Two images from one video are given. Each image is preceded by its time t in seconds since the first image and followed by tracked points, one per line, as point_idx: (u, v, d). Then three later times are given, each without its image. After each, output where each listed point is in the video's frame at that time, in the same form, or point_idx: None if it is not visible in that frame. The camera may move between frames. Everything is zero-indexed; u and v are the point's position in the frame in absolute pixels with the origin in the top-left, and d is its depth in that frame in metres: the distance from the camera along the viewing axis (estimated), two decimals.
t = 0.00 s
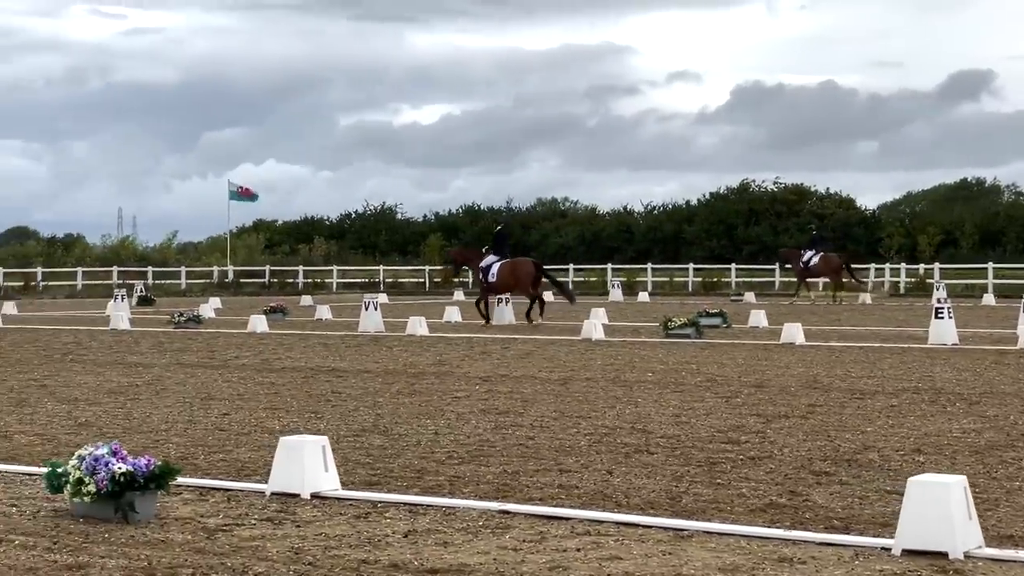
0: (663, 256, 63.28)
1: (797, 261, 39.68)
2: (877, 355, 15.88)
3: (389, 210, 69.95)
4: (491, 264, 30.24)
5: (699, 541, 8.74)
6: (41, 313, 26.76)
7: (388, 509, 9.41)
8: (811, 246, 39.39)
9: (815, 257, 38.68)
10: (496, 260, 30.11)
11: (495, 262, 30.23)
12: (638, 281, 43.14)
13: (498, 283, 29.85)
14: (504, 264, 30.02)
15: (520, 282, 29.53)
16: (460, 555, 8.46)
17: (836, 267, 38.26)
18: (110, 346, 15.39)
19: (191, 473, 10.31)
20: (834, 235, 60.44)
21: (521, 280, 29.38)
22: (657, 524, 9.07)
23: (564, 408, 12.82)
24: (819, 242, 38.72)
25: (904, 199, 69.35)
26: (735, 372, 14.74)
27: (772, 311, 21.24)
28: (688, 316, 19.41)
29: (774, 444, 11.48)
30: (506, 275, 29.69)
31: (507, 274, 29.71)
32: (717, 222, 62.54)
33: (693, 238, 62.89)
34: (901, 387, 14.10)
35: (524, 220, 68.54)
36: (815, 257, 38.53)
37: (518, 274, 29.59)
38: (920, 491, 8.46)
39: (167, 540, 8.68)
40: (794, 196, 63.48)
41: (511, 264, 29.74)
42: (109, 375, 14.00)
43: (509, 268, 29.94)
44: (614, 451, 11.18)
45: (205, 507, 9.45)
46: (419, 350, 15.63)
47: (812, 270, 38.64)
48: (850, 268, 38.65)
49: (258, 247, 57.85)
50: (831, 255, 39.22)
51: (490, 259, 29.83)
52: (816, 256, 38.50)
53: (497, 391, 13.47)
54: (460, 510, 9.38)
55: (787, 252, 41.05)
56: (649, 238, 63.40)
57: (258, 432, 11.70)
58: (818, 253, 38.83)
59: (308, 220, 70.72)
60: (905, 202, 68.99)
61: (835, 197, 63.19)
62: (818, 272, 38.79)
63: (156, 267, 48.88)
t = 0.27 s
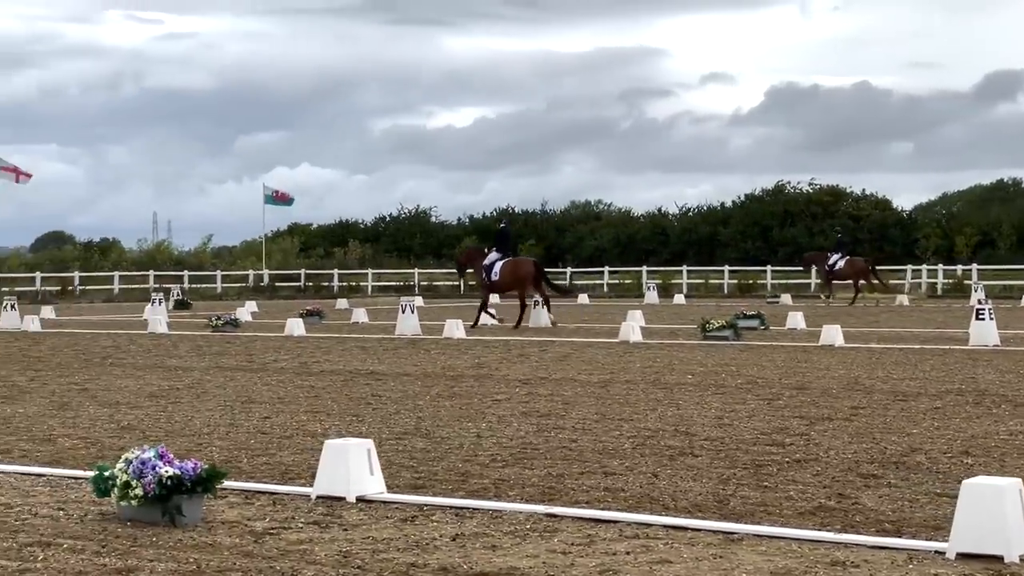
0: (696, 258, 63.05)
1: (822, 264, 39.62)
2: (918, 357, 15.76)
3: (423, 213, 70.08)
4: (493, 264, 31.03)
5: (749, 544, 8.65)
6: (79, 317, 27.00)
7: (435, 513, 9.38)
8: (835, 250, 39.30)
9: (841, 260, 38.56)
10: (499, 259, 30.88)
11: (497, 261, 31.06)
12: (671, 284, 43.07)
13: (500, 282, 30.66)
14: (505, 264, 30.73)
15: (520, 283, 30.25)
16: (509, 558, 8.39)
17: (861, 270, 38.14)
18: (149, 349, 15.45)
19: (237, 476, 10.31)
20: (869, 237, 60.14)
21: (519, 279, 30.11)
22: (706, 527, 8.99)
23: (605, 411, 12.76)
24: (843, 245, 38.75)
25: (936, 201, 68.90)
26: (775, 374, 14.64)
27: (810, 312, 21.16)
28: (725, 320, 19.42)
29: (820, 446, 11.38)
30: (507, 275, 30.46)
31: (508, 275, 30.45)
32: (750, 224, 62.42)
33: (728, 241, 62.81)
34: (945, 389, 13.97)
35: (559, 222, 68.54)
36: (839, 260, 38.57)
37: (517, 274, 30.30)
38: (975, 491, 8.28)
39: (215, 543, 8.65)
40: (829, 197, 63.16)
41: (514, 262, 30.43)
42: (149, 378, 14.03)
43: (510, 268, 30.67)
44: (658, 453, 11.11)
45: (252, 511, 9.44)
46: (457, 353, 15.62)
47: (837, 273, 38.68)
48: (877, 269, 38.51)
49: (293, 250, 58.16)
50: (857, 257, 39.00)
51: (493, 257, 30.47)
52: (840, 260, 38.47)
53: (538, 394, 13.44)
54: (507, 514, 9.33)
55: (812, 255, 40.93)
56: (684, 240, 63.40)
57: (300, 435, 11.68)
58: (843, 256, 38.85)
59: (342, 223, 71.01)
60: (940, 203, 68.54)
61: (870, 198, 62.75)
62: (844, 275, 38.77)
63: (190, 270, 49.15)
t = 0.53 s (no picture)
0: (734, 262, 63.11)
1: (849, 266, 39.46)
2: (961, 360, 15.59)
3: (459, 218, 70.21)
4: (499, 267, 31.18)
5: (805, 550, 8.53)
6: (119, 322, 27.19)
7: (485, 518, 9.32)
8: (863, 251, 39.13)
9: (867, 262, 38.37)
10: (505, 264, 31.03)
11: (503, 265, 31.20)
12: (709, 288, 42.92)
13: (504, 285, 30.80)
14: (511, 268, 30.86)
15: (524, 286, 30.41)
16: (563, 564, 8.30)
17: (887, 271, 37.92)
18: (191, 354, 15.49)
19: (284, 480, 10.29)
20: (907, 240, 59.55)
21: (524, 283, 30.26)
22: (760, 533, 8.88)
23: (650, 415, 12.68)
24: (871, 247, 38.57)
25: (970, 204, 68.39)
26: (819, 378, 14.51)
27: (849, 315, 21.03)
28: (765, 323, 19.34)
29: (869, 451, 11.25)
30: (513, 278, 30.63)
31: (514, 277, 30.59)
32: (787, 227, 62.16)
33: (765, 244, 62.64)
34: (992, 392, 13.79)
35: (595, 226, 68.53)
36: (866, 262, 38.35)
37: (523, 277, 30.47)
38: None
39: (267, 548, 8.60)
40: (866, 201, 62.84)
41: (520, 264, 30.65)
42: (192, 383, 14.04)
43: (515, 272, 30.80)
44: (706, 458, 11.01)
45: (302, 515, 9.41)
46: (497, 357, 15.57)
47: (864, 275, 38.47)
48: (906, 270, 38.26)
49: (329, 255, 58.31)
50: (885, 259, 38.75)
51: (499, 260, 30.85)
52: (867, 261, 38.27)
53: (580, 398, 13.37)
54: (558, 519, 9.26)
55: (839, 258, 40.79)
56: (721, 243, 63.34)
57: (345, 439, 11.64)
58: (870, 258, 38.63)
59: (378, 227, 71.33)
60: (976, 206, 67.98)
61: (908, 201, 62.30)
62: (871, 277, 38.57)
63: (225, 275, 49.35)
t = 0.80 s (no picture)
0: (772, 262, 62.95)
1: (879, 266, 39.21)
2: (1008, 362, 15.41)
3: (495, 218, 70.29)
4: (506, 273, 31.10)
5: (865, 557, 8.40)
6: (158, 323, 27.33)
7: (538, 522, 9.24)
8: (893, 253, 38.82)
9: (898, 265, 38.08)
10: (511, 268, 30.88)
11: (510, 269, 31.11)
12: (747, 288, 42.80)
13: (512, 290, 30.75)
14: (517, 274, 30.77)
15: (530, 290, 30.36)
16: (620, 569, 8.19)
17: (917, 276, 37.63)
18: (233, 356, 15.49)
19: (334, 483, 10.26)
20: (946, 241, 59.26)
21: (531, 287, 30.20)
22: (818, 539, 8.76)
23: (695, 417, 12.57)
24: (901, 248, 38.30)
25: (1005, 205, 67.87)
26: (866, 380, 14.36)
27: (891, 317, 20.87)
28: (807, 325, 19.23)
29: (922, 455, 11.10)
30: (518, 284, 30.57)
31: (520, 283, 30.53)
32: (827, 229, 62.08)
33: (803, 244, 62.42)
34: None
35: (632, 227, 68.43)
36: (896, 264, 38.04)
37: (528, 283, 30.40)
38: None
39: (321, 552, 8.53)
40: (906, 201, 62.54)
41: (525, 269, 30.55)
42: (235, 384, 14.02)
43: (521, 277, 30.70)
44: (757, 461, 10.89)
45: (353, 519, 9.36)
46: (538, 359, 15.50)
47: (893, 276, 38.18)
48: (937, 273, 37.94)
49: (366, 256, 58.33)
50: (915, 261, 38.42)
51: (504, 264, 30.85)
52: (897, 264, 37.98)
53: (625, 401, 13.28)
54: (612, 523, 9.18)
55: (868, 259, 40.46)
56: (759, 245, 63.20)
57: (392, 442, 11.59)
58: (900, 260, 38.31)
59: (416, 229, 71.60)
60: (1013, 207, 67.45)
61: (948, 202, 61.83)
62: (901, 279, 38.32)
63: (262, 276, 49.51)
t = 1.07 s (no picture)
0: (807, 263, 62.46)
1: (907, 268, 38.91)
2: None
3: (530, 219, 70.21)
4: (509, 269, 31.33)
5: (921, 561, 8.28)
6: (193, 322, 27.38)
7: (587, 524, 9.16)
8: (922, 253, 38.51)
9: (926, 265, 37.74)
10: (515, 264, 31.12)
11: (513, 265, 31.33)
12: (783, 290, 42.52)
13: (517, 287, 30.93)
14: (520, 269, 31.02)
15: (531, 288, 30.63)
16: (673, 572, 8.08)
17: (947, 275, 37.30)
18: (273, 356, 15.47)
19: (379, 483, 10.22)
20: (984, 242, 58.88)
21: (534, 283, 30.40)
22: (872, 543, 8.63)
23: (739, 418, 12.47)
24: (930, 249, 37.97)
25: None
26: (909, 382, 14.21)
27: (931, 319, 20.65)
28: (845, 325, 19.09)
29: (972, 458, 10.97)
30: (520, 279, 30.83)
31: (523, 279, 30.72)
32: (863, 229, 61.75)
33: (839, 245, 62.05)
34: None
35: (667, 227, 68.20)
36: (925, 265, 37.69)
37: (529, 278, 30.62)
38: None
39: (371, 553, 8.46)
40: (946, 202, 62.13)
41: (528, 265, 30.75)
42: (275, 383, 13.99)
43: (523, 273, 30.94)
44: (804, 464, 10.77)
45: (401, 519, 9.30)
46: (577, 359, 15.43)
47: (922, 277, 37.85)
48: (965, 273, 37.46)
49: (399, 255, 58.27)
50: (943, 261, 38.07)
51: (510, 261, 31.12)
52: (926, 264, 37.64)
53: (667, 401, 13.18)
54: (661, 525, 9.08)
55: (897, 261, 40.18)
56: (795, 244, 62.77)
57: (435, 442, 11.54)
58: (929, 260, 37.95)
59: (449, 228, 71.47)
60: None
61: (988, 204, 61.37)
62: (930, 279, 38.01)
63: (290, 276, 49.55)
